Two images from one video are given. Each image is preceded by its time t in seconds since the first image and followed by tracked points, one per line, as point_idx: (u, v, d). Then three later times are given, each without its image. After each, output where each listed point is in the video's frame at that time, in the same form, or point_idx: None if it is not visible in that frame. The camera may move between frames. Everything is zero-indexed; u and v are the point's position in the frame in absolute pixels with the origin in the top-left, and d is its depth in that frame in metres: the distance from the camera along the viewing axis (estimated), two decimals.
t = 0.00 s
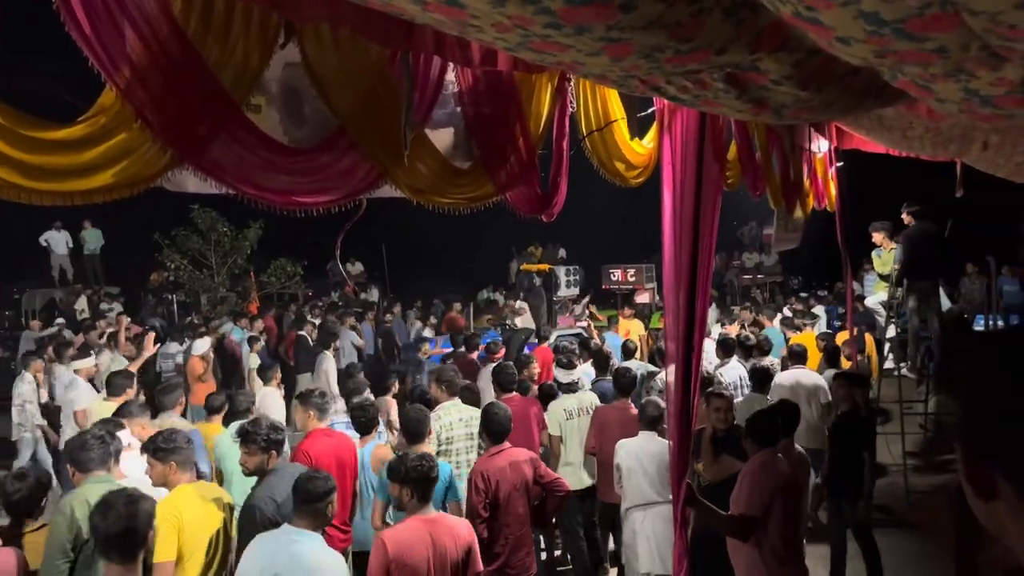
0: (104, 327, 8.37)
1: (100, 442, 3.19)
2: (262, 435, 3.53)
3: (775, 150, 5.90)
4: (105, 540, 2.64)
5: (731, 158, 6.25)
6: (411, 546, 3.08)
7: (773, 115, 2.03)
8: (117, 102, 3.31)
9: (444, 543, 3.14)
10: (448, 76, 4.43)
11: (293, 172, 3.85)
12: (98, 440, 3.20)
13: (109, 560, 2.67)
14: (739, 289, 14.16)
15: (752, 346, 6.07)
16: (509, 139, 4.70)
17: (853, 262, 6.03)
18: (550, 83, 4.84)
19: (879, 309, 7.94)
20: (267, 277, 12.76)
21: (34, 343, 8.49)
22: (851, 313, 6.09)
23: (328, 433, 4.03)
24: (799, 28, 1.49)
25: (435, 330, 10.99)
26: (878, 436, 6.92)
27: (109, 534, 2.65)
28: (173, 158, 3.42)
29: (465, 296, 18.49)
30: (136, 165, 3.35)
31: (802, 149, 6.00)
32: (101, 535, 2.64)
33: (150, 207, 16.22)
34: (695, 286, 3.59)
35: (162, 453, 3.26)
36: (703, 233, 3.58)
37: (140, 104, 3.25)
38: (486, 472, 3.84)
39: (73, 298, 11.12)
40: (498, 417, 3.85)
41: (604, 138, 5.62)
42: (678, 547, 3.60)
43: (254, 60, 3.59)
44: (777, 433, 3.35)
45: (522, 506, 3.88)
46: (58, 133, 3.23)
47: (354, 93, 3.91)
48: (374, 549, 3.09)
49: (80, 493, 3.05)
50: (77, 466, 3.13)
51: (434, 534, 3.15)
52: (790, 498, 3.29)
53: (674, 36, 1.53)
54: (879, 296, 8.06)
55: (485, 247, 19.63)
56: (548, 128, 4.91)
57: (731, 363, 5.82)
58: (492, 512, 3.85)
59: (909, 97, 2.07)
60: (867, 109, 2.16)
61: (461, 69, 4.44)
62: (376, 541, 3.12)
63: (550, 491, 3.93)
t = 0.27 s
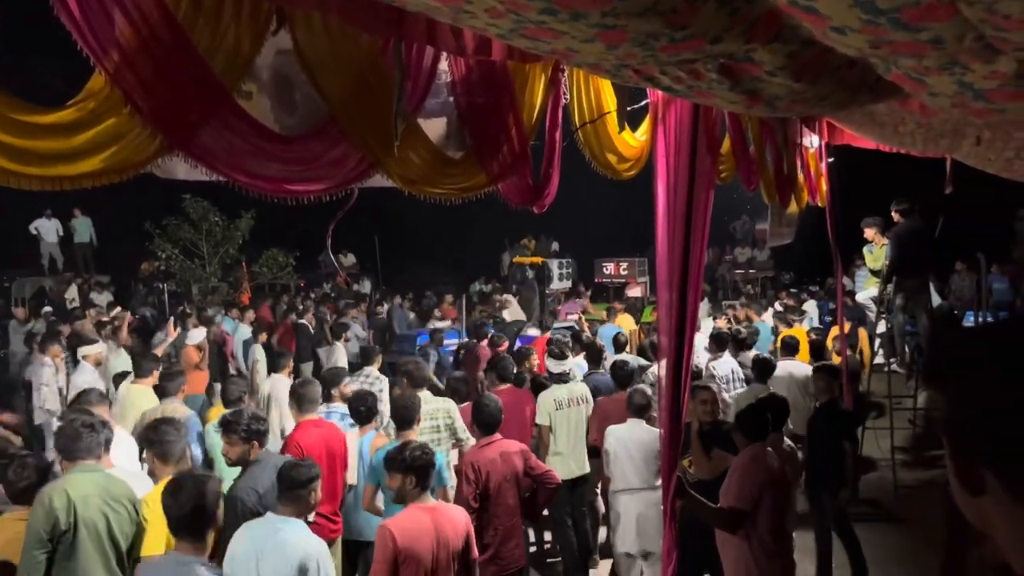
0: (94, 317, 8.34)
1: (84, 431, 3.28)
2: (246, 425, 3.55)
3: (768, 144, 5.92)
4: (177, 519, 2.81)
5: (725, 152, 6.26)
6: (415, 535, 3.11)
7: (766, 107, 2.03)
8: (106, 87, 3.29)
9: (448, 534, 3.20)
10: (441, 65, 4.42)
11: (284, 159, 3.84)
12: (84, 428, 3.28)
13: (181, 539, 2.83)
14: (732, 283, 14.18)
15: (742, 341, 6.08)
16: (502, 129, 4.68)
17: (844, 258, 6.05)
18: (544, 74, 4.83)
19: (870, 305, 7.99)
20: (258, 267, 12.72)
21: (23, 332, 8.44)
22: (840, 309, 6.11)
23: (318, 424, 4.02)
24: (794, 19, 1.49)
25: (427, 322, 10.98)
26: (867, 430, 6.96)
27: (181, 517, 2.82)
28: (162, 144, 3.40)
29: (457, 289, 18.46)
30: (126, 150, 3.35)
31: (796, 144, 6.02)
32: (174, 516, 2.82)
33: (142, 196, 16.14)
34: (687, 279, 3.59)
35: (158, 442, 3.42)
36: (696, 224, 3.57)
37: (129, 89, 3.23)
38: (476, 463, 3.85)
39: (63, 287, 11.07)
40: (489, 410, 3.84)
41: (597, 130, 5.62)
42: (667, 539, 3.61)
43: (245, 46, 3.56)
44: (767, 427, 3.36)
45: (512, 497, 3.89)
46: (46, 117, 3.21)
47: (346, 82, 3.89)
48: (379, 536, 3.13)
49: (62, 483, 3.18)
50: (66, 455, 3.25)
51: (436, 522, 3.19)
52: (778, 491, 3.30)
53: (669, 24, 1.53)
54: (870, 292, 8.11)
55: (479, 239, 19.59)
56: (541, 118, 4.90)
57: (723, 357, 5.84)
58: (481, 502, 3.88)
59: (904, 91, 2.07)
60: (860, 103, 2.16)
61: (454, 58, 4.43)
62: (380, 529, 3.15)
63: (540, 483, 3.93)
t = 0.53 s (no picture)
0: (84, 296, 8.32)
1: (66, 409, 3.30)
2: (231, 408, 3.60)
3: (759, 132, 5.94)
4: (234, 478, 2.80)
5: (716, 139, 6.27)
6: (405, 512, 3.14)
7: (755, 94, 2.05)
8: (98, 64, 3.28)
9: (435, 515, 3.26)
10: (432, 48, 4.46)
11: (275, 139, 3.82)
12: (67, 406, 3.31)
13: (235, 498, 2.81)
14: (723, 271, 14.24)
15: (729, 327, 6.12)
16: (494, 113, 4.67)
17: (833, 246, 6.09)
18: (535, 58, 4.84)
19: (858, 293, 8.02)
20: (249, 248, 12.69)
21: (12, 310, 8.40)
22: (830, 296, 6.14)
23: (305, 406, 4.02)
24: (784, 7, 1.50)
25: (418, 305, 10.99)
26: (851, 418, 7.05)
27: (238, 476, 2.82)
28: (153, 122, 3.40)
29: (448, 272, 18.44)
30: (118, 128, 3.34)
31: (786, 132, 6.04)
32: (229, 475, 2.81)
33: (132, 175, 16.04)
34: (677, 264, 3.62)
35: (152, 422, 3.43)
36: (685, 213, 3.60)
37: (121, 66, 3.24)
38: (466, 445, 3.89)
39: (52, 265, 11.02)
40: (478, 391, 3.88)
41: (588, 116, 5.62)
42: (653, 522, 3.65)
43: (237, 25, 3.58)
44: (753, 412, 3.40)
45: (500, 479, 3.94)
46: (39, 94, 3.19)
47: (337, 62, 3.89)
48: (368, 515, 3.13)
49: (46, 460, 3.23)
50: (53, 433, 3.28)
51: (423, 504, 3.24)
52: (763, 473, 3.36)
53: (660, 11, 1.54)
54: (858, 281, 8.15)
55: (470, 223, 19.56)
56: (533, 102, 4.90)
57: (713, 343, 5.89)
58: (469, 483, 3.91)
59: (892, 81, 2.09)
60: (849, 92, 2.17)
61: (445, 42, 4.47)
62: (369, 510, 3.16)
63: (528, 465, 3.98)
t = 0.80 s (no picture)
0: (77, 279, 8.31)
1: (54, 392, 3.29)
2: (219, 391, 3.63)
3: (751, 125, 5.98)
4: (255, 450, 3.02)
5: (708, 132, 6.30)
6: (385, 499, 3.17)
7: (747, 89, 2.08)
8: (99, 49, 3.29)
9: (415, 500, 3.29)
10: (429, 37, 4.44)
11: (272, 126, 3.84)
12: (55, 389, 3.31)
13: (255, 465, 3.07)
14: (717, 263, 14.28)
15: (720, 319, 6.17)
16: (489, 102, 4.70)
17: (824, 240, 6.14)
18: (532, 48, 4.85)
19: (849, 286, 8.00)
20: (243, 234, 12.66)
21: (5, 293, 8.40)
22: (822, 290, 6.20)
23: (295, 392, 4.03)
24: (775, 4, 1.53)
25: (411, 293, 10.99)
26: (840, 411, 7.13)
27: (274, 453, 2.92)
28: (153, 107, 3.41)
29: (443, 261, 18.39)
30: (119, 112, 3.34)
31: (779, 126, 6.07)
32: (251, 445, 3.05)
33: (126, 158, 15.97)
34: (668, 257, 3.65)
35: (146, 406, 3.46)
36: (678, 205, 3.61)
37: (122, 52, 3.25)
38: (457, 431, 3.91)
39: (44, 248, 10.99)
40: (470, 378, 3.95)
41: (583, 107, 5.64)
42: (641, 510, 3.70)
43: (236, 11, 3.57)
44: (742, 403, 3.44)
45: (490, 464, 3.97)
46: (39, 77, 3.18)
47: (335, 50, 3.90)
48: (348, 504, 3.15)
49: (36, 443, 3.24)
50: (44, 415, 3.29)
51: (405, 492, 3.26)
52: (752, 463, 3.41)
53: (653, 7, 1.57)
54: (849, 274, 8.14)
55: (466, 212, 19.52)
56: (528, 91, 4.92)
57: (705, 334, 5.97)
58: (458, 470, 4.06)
59: (881, 77, 2.12)
60: (839, 88, 2.20)
61: (442, 30, 4.44)
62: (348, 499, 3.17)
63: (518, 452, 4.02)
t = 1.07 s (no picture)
0: None
1: None
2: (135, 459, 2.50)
3: (842, 52, 4.28)
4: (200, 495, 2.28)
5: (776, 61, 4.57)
6: None
7: None
8: None
9: None
10: None
11: (164, 47, 3.20)
12: None
13: (208, 516, 2.28)
14: (785, 247, 12.01)
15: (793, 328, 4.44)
16: (466, 12, 3.63)
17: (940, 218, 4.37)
18: None
19: (966, 278, 5.86)
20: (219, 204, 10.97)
21: None
22: (932, 290, 4.43)
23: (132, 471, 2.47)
24: None
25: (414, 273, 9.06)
26: (954, 452, 5.32)
27: None
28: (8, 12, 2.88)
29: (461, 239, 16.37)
30: None
31: (883, 52, 4.28)
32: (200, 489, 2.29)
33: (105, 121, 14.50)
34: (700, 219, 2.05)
35: None
36: (728, 188, 3.19)
37: None
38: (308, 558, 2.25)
39: None
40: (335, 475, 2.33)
41: (599, 23, 4.09)
42: None
43: None
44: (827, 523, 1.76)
45: None
46: None
47: None
48: None
49: None
50: None
51: None
52: None
53: None
54: (970, 264, 5.92)
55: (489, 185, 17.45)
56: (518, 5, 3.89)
57: (770, 346, 4.25)
58: (420, 529, 3.28)
59: None
60: None
61: None
62: None
63: None
